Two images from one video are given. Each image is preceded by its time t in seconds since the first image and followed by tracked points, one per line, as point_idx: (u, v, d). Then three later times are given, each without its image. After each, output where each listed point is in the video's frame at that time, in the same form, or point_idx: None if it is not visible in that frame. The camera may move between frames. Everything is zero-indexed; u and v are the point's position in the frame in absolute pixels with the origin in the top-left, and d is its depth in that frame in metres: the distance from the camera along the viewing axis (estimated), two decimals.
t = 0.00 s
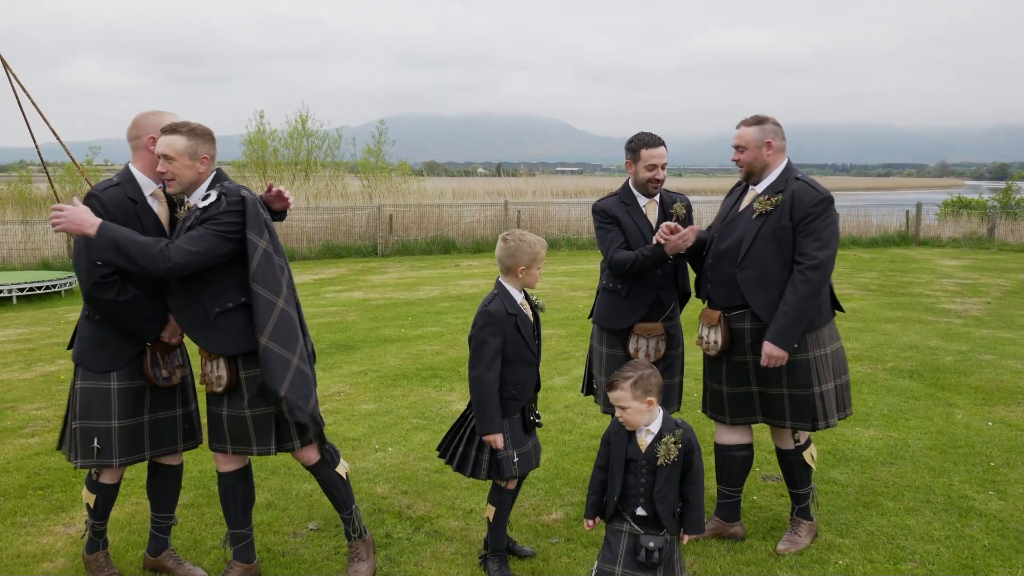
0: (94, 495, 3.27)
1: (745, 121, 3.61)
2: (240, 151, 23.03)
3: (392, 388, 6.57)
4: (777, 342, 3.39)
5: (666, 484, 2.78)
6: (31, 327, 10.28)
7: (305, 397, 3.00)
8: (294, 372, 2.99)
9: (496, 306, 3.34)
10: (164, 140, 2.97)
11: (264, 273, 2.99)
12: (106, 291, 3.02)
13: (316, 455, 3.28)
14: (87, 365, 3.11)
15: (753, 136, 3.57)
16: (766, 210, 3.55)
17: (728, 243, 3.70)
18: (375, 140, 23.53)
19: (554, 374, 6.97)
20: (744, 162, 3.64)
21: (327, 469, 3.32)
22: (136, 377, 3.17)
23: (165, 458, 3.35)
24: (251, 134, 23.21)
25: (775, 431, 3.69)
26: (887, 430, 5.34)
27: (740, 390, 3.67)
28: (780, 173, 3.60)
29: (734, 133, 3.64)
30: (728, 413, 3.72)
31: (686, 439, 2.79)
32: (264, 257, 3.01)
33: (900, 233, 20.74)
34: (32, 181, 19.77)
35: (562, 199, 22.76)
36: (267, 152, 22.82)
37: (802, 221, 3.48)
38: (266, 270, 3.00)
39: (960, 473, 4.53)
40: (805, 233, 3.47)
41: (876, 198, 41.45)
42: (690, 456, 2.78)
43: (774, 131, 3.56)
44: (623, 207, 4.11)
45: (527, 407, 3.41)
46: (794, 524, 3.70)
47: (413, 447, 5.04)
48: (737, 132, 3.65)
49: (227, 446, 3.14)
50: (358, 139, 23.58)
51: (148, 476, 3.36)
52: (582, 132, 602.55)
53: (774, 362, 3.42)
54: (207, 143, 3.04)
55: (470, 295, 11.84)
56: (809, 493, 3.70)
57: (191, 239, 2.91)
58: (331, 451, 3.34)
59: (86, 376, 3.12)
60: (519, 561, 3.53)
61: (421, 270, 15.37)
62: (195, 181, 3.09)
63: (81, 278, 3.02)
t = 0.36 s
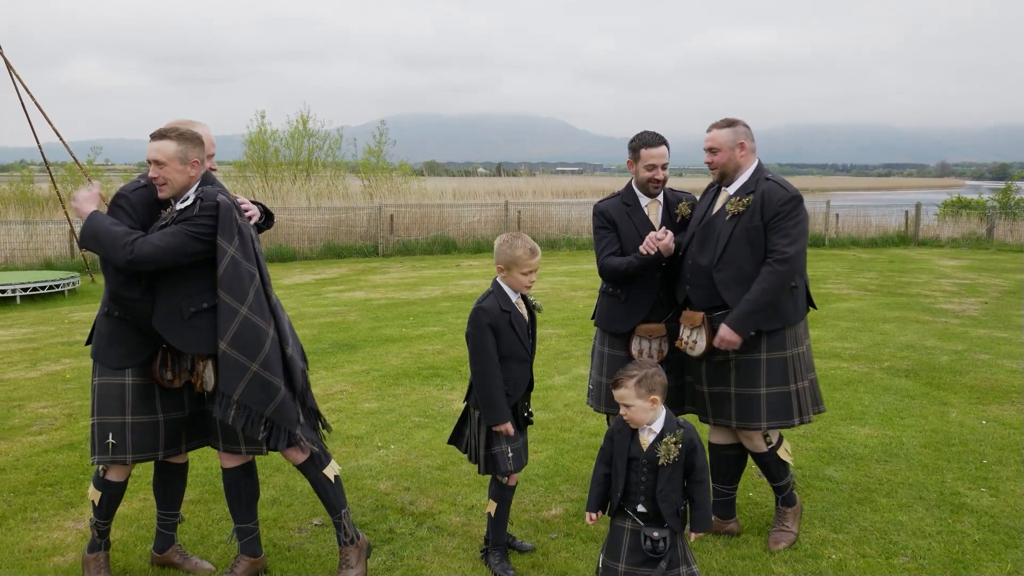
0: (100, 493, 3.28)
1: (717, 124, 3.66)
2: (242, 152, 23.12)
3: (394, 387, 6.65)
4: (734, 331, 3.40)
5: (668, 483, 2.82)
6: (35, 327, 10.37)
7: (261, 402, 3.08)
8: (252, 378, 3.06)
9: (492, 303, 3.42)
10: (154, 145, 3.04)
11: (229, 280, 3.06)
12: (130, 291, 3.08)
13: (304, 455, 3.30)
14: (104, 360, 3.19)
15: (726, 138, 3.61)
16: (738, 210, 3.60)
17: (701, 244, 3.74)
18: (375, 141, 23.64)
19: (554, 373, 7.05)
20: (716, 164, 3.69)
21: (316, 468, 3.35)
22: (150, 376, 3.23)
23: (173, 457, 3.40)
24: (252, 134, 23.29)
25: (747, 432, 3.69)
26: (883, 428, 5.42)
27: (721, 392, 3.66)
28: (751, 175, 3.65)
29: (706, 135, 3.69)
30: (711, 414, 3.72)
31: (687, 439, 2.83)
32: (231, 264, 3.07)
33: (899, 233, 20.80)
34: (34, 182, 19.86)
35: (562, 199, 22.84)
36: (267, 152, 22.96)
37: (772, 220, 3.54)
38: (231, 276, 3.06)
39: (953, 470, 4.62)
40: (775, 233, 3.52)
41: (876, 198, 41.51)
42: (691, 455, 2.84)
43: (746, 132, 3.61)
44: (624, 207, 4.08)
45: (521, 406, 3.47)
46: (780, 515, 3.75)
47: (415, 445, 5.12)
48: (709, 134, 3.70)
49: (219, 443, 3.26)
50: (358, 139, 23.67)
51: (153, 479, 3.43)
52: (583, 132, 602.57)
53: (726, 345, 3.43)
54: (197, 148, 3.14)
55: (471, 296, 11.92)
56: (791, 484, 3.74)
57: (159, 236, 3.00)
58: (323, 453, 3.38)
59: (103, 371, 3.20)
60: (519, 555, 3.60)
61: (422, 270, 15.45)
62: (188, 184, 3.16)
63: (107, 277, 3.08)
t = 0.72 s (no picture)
0: (100, 488, 3.32)
1: (694, 125, 3.59)
2: (242, 152, 23.22)
3: (394, 385, 6.71)
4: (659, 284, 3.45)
5: (665, 477, 2.88)
6: (37, 326, 10.43)
7: (243, 400, 3.14)
8: (232, 376, 3.12)
9: (474, 301, 3.51)
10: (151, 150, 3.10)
11: (216, 280, 3.12)
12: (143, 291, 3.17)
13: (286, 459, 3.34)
14: (108, 356, 3.25)
15: (705, 138, 3.55)
16: (704, 209, 3.60)
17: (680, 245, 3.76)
18: (375, 142, 23.75)
19: (552, 372, 7.11)
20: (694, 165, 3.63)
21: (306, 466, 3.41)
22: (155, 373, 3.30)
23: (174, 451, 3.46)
24: (253, 134, 23.37)
25: (720, 431, 3.63)
26: (877, 426, 5.49)
27: (699, 390, 3.61)
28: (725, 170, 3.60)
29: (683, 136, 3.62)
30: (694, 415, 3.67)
31: (687, 435, 2.89)
32: (218, 263, 3.12)
33: (898, 233, 20.85)
34: (36, 182, 19.96)
35: (563, 200, 22.91)
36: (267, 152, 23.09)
37: (731, 209, 3.50)
38: (218, 276, 3.12)
39: (945, 467, 4.69)
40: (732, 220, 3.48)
41: (875, 199, 41.57)
42: (690, 451, 2.90)
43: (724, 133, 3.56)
44: (621, 209, 4.07)
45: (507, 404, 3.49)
46: (736, 531, 3.66)
47: (414, 442, 5.18)
48: (686, 133, 3.64)
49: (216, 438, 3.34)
50: (358, 139, 23.75)
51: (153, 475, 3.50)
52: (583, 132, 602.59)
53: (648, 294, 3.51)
54: (197, 148, 3.20)
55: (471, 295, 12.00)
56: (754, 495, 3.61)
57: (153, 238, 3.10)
58: (310, 453, 3.41)
59: (108, 367, 3.26)
60: (516, 549, 3.67)
61: (422, 270, 15.52)
62: (189, 184, 3.22)
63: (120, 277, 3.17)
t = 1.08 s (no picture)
0: (96, 480, 3.38)
1: (674, 124, 3.60)
2: (243, 152, 23.29)
3: (392, 383, 6.77)
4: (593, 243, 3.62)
5: (649, 470, 2.93)
6: (38, 325, 10.48)
7: (244, 396, 3.19)
8: (236, 371, 3.18)
9: (461, 297, 3.59)
10: (164, 153, 3.14)
11: (223, 275, 3.17)
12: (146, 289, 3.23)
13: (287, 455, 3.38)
14: (107, 351, 3.31)
15: (683, 138, 3.56)
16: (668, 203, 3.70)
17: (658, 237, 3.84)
18: (375, 141, 23.90)
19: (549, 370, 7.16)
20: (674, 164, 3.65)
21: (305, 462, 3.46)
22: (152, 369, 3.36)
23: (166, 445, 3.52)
24: (253, 134, 23.43)
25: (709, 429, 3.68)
26: (870, 423, 5.54)
27: (687, 390, 3.65)
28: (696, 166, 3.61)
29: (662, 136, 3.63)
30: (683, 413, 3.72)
31: (671, 430, 2.95)
32: (225, 259, 3.18)
33: (897, 233, 20.88)
34: (36, 182, 20.03)
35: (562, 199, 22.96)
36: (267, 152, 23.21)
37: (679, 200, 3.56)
38: (225, 272, 3.18)
39: (936, 463, 4.74)
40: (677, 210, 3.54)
41: (875, 199, 41.63)
42: (673, 446, 2.95)
43: (702, 132, 3.57)
44: (611, 209, 4.09)
45: (489, 403, 3.50)
46: (717, 532, 3.66)
47: (411, 439, 5.23)
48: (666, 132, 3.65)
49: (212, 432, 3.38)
50: (358, 139, 23.81)
51: (151, 468, 3.55)
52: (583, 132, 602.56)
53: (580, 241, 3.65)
54: (206, 146, 3.26)
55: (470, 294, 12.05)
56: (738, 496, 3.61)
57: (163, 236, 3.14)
58: (309, 449, 3.46)
59: (106, 361, 3.32)
60: (510, 543, 3.72)
61: (422, 269, 15.59)
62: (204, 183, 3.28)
63: (125, 274, 3.24)
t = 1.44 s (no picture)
0: (94, 476, 3.43)
1: (653, 123, 3.63)
2: (242, 151, 23.37)
3: (389, 381, 6.82)
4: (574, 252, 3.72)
5: (629, 460, 3.00)
6: (38, 323, 10.54)
7: (253, 391, 3.23)
8: (247, 366, 3.21)
9: (448, 295, 3.66)
10: (176, 154, 3.13)
11: (235, 271, 3.22)
12: (145, 288, 3.26)
13: (288, 450, 3.44)
14: (105, 349, 3.36)
15: (662, 138, 3.60)
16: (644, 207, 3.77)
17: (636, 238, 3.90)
18: (375, 140, 24.08)
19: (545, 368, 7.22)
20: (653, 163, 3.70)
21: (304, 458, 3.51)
22: (148, 366, 3.41)
23: (161, 442, 3.57)
24: (253, 134, 23.51)
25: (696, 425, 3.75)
26: (862, 420, 5.59)
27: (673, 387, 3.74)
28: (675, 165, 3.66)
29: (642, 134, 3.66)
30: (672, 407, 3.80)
31: (650, 421, 3.00)
32: (237, 256, 3.23)
33: (895, 233, 20.91)
34: (37, 181, 20.10)
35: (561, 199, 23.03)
36: (267, 151, 23.35)
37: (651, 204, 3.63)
38: (237, 268, 3.22)
39: (926, 459, 4.79)
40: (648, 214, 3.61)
41: (874, 198, 41.66)
42: (653, 437, 3.01)
43: (682, 132, 3.61)
44: (592, 209, 4.01)
45: (471, 401, 3.52)
46: (707, 527, 3.70)
47: (407, 436, 5.28)
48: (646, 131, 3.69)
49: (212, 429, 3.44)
50: (358, 139, 23.88)
51: (147, 463, 3.60)
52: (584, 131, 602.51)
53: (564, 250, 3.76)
54: (214, 146, 3.27)
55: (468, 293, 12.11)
56: (727, 491, 3.66)
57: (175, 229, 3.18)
58: (307, 446, 3.50)
59: (104, 358, 3.37)
60: (503, 539, 3.76)
61: (420, 268, 15.65)
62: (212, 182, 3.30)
63: (124, 271, 3.25)
